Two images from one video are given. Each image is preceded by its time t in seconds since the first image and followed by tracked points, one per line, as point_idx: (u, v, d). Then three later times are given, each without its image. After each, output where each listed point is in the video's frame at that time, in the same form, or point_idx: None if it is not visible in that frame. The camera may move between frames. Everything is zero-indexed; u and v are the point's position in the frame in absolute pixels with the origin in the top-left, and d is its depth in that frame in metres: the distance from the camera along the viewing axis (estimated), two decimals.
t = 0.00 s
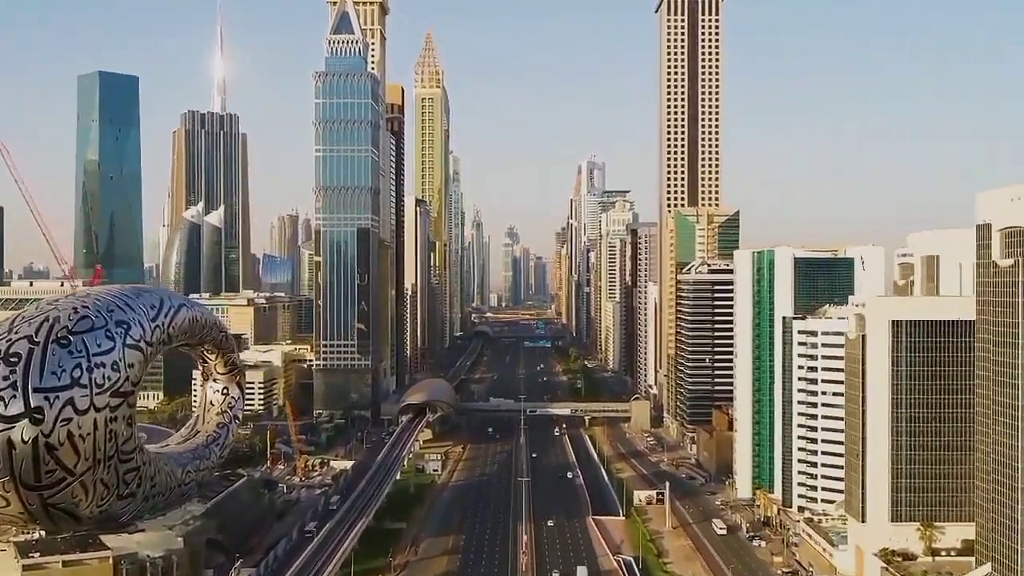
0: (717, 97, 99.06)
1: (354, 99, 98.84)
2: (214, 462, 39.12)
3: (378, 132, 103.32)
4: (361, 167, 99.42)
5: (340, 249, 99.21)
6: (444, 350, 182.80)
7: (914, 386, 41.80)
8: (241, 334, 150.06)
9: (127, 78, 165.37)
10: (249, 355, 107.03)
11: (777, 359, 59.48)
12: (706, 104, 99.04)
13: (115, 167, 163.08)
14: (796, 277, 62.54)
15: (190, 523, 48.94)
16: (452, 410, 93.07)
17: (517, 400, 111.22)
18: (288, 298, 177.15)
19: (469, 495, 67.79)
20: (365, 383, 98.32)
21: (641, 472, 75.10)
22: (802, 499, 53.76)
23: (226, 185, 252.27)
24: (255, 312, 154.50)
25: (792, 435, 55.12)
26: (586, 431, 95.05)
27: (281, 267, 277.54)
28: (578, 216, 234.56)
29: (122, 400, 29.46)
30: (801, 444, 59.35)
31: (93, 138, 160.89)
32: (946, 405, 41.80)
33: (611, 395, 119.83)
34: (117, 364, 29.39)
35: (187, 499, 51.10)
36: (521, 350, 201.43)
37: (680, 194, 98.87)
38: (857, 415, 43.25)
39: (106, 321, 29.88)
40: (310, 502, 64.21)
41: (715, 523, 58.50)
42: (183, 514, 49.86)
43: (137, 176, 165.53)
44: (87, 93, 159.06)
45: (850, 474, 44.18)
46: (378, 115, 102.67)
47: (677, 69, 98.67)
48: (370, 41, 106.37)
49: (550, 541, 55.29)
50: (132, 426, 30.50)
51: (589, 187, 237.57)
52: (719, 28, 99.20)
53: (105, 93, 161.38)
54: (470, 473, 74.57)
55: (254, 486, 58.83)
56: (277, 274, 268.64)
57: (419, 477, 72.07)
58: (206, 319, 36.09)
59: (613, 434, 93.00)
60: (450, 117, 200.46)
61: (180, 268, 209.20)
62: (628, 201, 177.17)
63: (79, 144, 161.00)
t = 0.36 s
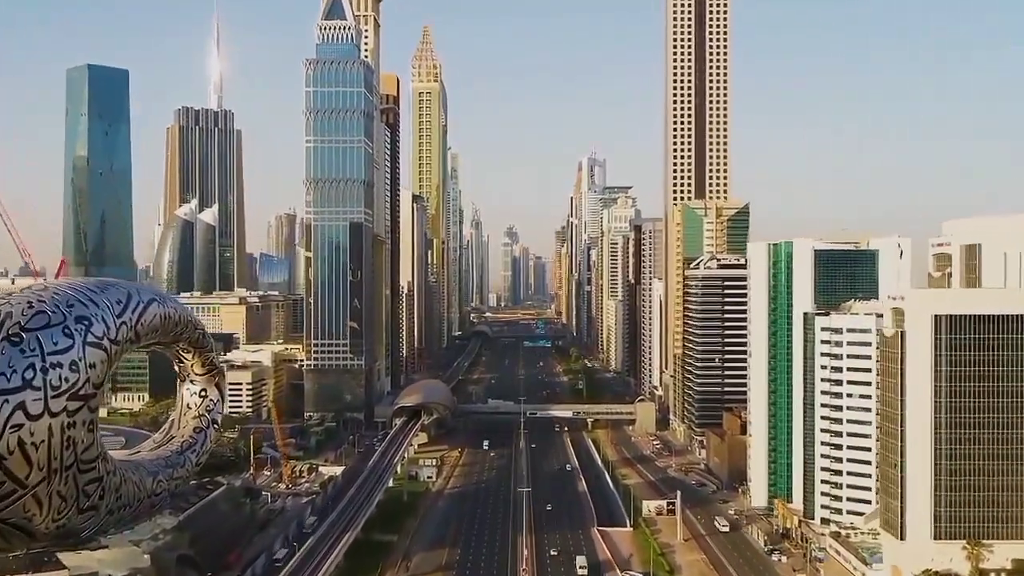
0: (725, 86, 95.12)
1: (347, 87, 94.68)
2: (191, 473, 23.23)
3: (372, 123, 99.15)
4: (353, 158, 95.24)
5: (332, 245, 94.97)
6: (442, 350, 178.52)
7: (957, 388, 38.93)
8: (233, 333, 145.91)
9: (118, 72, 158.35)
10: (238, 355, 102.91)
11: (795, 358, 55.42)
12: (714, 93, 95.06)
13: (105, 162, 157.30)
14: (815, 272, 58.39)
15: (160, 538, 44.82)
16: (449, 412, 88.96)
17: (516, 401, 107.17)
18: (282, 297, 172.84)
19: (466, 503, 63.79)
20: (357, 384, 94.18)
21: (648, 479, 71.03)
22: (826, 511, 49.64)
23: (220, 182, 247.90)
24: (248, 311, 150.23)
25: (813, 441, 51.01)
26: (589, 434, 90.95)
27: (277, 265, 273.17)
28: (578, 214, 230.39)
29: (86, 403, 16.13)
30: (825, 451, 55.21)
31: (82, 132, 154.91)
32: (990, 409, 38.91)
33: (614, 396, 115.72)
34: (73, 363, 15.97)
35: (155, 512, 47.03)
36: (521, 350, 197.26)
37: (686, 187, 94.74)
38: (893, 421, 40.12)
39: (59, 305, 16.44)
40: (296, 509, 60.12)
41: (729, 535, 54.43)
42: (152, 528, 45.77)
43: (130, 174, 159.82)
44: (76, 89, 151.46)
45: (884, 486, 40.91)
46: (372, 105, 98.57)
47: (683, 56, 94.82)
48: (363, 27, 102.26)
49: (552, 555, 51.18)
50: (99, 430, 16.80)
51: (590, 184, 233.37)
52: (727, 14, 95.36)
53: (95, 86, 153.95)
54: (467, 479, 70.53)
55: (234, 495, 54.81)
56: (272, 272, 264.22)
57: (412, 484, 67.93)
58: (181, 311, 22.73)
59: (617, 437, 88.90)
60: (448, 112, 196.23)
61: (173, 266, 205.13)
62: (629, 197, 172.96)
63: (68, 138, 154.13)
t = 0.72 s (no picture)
0: (734, 73, 90.93)
1: (339, 75, 90.54)
2: (162, 482, 22.47)
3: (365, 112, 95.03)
4: (345, 149, 91.01)
5: (323, 240, 90.80)
6: (439, 350, 174.07)
7: (1011, 392, 35.67)
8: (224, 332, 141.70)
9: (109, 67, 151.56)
10: (225, 354, 98.71)
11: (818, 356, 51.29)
12: (723, 80, 90.85)
13: (94, 160, 149.84)
14: (839, 264, 54.28)
15: (123, 554, 40.60)
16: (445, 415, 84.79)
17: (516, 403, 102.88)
18: (276, 295, 168.35)
19: (463, 513, 59.75)
20: (350, 385, 90.00)
21: (656, 485, 66.91)
22: (854, 524, 45.49)
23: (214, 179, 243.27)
24: (239, 310, 146.31)
25: (841, 448, 46.83)
26: (592, 437, 86.81)
27: (273, 264, 268.34)
28: (579, 211, 225.96)
29: (37, 406, 15.36)
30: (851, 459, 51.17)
31: (70, 128, 147.35)
32: None
33: (617, 398, 111.55)
34: (24, 363, 15.16)
35: (120, 526, 42.83)
36: (521, 350, 192.82)
37: (694, 178, 90.60)
38: (939, 428, 36.99)
39: (10, 298, 15.55)
40: (281, 519, 56.00)
41: (747, 548, 50.27)
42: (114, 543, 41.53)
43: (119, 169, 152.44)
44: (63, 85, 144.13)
45: (931, 498, 37.87)
46: (365, 94, 94.38)
47: (690, 43, 90.68)
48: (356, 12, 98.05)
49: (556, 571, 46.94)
50: (51, 435, 16.02)
51: (591, 181, 228.98)
52: None
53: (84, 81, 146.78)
54: (463, 487, 66.46)
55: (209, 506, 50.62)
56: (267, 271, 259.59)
57: (404, 492, 63.83)
58: (150, 308, 21.06)
59: (622, 441, 84.75)
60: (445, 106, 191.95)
61: (165, 265, 200.91)
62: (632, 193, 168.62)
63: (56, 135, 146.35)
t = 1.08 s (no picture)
0: (744, 58, 86.64)
1: (330, 60, 86.43)
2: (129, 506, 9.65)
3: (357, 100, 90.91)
4: (337, 138, 86.82)
5: (313, 233, 86.53)
6: (437, 350, 169.74)
7: None
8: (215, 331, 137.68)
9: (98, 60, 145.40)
10: (212, 353, 94.60)
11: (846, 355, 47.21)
12: (733, 66, 86.55)
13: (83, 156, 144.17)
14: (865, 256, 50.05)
15: None
16: (442, 417, 80.62)
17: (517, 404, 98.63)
18: (270, 293, 164.14)
19: (460, 524, 55.62)
20: (341, 386, 85.75)
21: (665, 493, 62.77)
22: (888, 539, 41.37)
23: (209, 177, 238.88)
24: (231, 309, 141.40)
25: (872, 455, 42.73)
26: (595, 441, 82.54)
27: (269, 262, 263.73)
28: (581, 208, 221.48)
29: None
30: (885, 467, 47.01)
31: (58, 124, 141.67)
32: None
33: (621, 399, 107.28)
34: None
35: (76, 544, 38.63)
36: (521, 350, 188.43)
37: (702, 168, 86.29)
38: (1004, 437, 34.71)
39: None
40: (264, 529, 51.76)
41: (767, 563, 46.07)
42: (69, 564, 37.35)
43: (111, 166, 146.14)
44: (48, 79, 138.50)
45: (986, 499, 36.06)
46: (357, 81, 90.26)
47: (698, 26, 86.47)
48: None
49: None
50: None
51: (592, 177, 224.48)
52: None
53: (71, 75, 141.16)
54: (460, 495, 62.37)
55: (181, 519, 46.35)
56: (263, 269, 255.05)
57: (396, 501, 59.70)
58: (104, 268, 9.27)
59: (627, 445, 80.47)
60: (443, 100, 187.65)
61: (158, 263, 196.91)
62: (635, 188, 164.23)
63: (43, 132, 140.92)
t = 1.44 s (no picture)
0: (754, 42, 82.72)
1: (321, 46, 82.64)
2: None
3: (350, 89, 87.08)
4: (328, 127, 82.91)
5: (304, 227, 82.67)
6: (435, 350, 165.74)
7: None
8: (207, 331, 134.16)
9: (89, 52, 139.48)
10: (198, 353, 91.00)
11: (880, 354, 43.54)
12: (742, 51, 82.65)
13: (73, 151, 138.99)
14: (896, 248, 46.21)
15: None
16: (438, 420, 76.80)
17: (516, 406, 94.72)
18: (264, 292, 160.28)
19: (455, 537, 51.75)
20: (333, 387, 81.98)
21: (675, 501, 58.97)
22: (926, 556, 37.62)
23: (203, 174, 234.90)
24: (223, 307, 137.40)
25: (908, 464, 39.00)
26: (598, 445, 78.79)
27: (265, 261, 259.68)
28: (582, 205, 217.52)
29: None
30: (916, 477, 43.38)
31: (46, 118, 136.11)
32: None
33: (625, 400, 103.53)
34: None
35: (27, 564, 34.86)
36: (520, 350, 184.40)
37: (710, 159, 82.47)
38: None
39: None
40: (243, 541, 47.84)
41: None
42: None
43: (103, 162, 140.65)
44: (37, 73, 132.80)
45: None
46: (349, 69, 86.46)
47: (706, 9, 82.54)
48: None
49: None
50: None
51: (593, 174, 220.49)
52: None
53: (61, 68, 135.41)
54: (456, 505, 58.54)
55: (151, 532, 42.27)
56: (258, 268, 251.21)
57: (387, 512, 55.84)
58: None
59: (632, 449, 76.73)
60: (441, 95, 183.76)
61: (150, 262, 193.61)
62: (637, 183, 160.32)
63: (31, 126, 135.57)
